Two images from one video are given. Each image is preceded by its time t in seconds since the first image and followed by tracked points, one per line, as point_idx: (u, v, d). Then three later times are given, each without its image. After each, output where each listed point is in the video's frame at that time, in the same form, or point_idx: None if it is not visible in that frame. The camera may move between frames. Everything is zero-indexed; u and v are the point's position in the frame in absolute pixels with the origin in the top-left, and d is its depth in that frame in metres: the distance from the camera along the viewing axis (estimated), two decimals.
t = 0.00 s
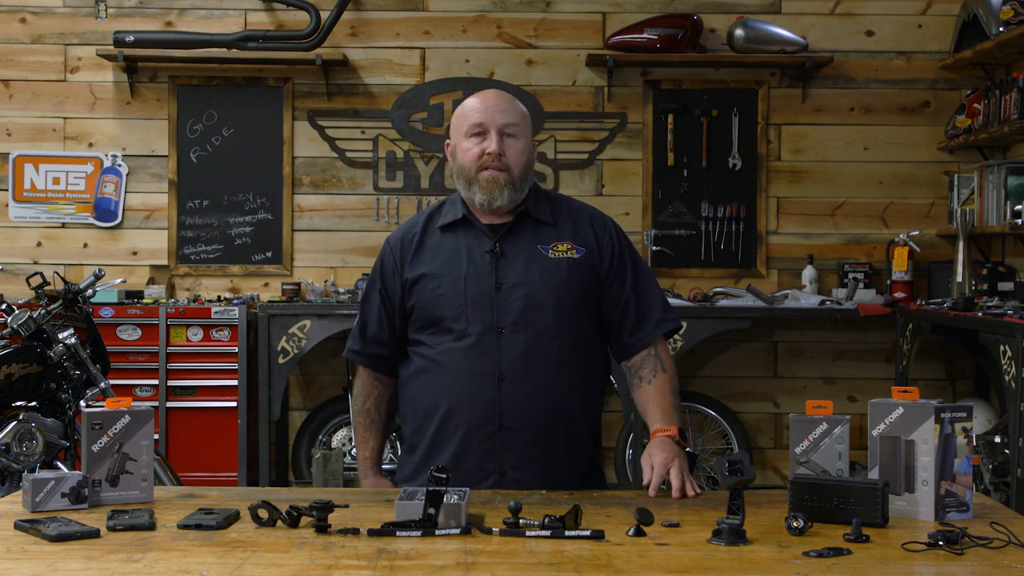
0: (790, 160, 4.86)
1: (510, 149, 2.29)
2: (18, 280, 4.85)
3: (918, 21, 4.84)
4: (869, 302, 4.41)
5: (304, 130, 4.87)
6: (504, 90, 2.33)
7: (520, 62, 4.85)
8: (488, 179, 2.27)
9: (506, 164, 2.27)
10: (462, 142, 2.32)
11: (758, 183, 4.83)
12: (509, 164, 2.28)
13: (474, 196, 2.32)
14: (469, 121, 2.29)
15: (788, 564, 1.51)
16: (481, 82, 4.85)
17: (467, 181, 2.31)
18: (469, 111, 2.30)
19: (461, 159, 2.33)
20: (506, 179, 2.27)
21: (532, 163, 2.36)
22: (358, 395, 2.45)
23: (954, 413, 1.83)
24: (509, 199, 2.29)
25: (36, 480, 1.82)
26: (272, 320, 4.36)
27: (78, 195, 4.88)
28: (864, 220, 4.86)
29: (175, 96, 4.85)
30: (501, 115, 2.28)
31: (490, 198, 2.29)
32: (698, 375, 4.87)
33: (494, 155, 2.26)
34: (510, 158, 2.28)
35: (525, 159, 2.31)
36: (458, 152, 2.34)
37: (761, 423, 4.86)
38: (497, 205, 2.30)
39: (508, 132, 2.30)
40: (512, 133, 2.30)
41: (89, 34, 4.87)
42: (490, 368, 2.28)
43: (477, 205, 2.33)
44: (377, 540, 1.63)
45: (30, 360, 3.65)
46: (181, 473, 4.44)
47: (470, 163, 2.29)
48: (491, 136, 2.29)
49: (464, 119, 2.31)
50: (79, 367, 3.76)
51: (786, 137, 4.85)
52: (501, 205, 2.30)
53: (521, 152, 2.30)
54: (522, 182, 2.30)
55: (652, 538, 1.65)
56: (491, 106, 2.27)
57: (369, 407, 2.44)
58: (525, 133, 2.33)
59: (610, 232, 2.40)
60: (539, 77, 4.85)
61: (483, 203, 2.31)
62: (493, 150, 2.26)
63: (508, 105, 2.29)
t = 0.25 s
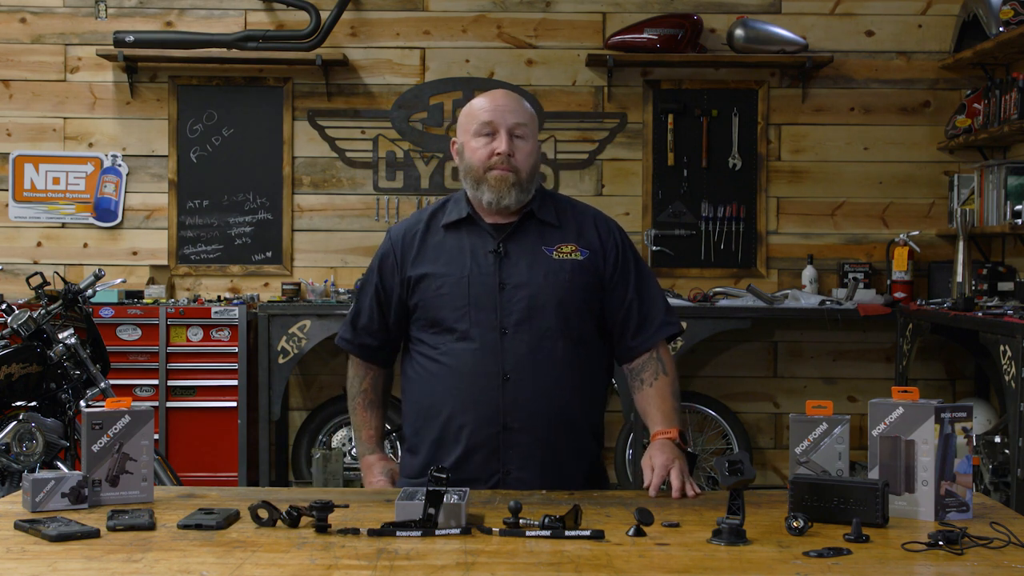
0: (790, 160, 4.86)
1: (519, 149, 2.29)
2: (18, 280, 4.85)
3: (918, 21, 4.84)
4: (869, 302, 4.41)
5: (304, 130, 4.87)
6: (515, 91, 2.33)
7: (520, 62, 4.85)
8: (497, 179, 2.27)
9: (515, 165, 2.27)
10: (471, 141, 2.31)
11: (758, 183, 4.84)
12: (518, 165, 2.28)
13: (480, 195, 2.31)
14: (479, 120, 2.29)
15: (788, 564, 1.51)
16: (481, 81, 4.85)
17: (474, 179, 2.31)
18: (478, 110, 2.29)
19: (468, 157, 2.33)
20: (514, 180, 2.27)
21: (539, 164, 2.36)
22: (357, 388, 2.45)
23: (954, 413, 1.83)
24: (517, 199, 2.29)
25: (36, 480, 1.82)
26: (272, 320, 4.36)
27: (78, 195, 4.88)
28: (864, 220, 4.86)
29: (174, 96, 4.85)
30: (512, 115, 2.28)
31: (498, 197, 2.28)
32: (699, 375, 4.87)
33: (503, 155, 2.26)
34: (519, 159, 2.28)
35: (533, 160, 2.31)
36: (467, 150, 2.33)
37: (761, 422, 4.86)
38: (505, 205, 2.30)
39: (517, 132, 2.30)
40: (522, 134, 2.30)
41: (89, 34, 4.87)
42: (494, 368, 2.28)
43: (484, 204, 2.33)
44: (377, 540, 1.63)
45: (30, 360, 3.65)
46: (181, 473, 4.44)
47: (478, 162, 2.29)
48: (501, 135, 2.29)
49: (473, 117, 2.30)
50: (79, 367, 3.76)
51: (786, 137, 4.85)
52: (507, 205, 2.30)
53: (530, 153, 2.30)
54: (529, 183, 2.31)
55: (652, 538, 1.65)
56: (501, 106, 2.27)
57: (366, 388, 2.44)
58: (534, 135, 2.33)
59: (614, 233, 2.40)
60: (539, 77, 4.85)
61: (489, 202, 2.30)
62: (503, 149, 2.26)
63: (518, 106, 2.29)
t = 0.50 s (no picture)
0: (790, 160, 4.86)
1: (512, 152, 2.29)
2: (18, 280, 4.85)
3: (918, 21, 4.84)
4: (869, 302, 4.41)
5: (304, 130, 4.87)
6: (507, 92, 2.32)
7: (520, 62, 4.85)
8: (492, 183, 2.28)
9: (509, 168, 2.27)
10: (466, 145, 2.32)
11: (758, 183, 4.84)
12: (512, 168, 2.28)
13: (476, 200, 2.32)
14: (472, 124, 2.30)
15: (788, 564, 1.51)
16: (481, 81, 4.85)
17: (470, 184, 2.32)
18: (471, 114, 2.30)
19: (463, 162, 2.34)
20: (508, 183, 2.27)
21: (536, 165, 2.36)
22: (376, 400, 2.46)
23: (954, 413, 1.83)
24: (512, 203, 2.30)
25: (36, 480, 1.82)
26: (272, 320, 4.36)
27: (78, 195, 4.88)
28: (864, 220, 4.86)
29: (175, 96, 4.85)
30: (504, 118, 2.28)
31: (492, 202, 2.29)
32: (698, 375, 4.87)
33: (495, 159, 2.26)
34: (513, 161, 2.28)
35: (527, 161, 2.31)
36: (462, 155, 2.34)
37: (761, 422, 4.86)
38: (500, 209, 2.31)
39: (510, 134, 2.30)
40: (515, 135, 2.30)
41: (89, 34, 4.87)
42: (498, 368, 2.28)
43: (480, 209, 2.34)
44: (377, 540, 1.63)
45: (30, 360, 3.65)
46: (181, 473, 4.44)
47: (472, 167, 2.30)
48: (493, 139, 2.29)
49: (467, 121, 2.31)
50: (80, 367, 3.76)
51: (786, 137, 4.85)
52: (503, 210, 2.31)
53: (523, 155, 2.30)
54: (525, 186, 2.31)
55: (652, 538, 1.65)
56: (493, 109, 2.27)
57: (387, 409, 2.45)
58: (528, 135, 2.33)
59: (617, 232, 2.40)
60: (539, 77, 4.85)
61: (485, 208, 2.32)
62: (495, 153, 2.27)
63: (510, 107, 2.29)
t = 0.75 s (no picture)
0: (790, 160, 4.86)
1: (521, 152, 2.29)
2: (18, 280, 4.85)
3: (918, 21, 4.84)
4: (869, 302, 4.41)
5: (304, 130, 4.87)
6: (519, 92, 2.32)
7: (520, 62, 4.85)
8: (497, 182, 2.27)
9: (516, 168, 2.27)
10: (474, 143, 2.32)
11: (758, 183, 4.84)
12: (519, 168, 2.27)
13: (482, 198, 2.32)
14: (482, 123, 2.29)
15: (788, 564, 1.51)
16: (481, 81, 4.85)
17: (477, 181, 2.32)
18: (482, 113, 2.29)
19: (471, 160, 2.33)
20: (514, 182, 2.27)
21: (544, 166, 2.35)
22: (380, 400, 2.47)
23: (954, 413, 1.83)
24: (516, 202, 2.29)
25: (36, 480, 1.82)
26: (272, 320, 4.36)
27: (78, 195, 4.88)
28: (864, 220, 4.86)
29: (175, 96, 4.85)
30: (514, 118, 2.28)
31: (498, 201, 2.29)
32: (699, 375, 4.87)
33: (504, 158, 2.26)
34: (521, 162, 2.28)
35: (535, 164, 2.30)
36: (470, 152, 2.34)
37: (761, 422, 4.87)
38: (505, 207, 2.30)
39: (520, 135, 2.30)
40: (525, 137, 2.30)
41: (89, 34, 4.87)
42: (499, 367, 2.28)
43: (486, 207, 2.34)
44: (377, 540, 1.63)
45: (30, 360, 3.65)
46: (181, 473, 4.44)
47: (480, 165, 2.30)
48: (503, 138, 2.29)
49: (478, 120, 2.31)
50: (80, 367, 3.76)
51: (786, 137, 4.85)
52: (508, 209, 2.30)
53: (532, 157, 2.30)
54: (532, 187, 2.30)
55: (652, 538, 1.65)
56: (505, 109, 2.27)
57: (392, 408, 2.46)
58: (538, 138, 2.33)
59: (621, 232, 2.40)
60: (539, 77, 4.85)
61: (490, 205, 2.31)
62: (504, 153, 2.26)
63: (522, 109, 2.29)
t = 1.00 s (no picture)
0: (789, 160, 4.86)
1: (525, 158, 2.28)
2: (18, 280, 4.85)
3: (918, 21, 4.84)
4: (869, 302, 4.41)
5: (304, 130, 4.87)
6: (527, 95, 2.31)
7: (520, 63, 4.85)
8: (500, 186, 2.27)
9: (519, 173, 2.26)
10: (480, 145, 2.32)
11: (758, 183, 4.84)
12: (523, 173, 2.27)
13: (485, 200, 2.33)
14: (489, 125, 2.28)
15: (788, 564, 1.51)
16: (481, 81, 4.85)
17: (481, 184, 2.32)
18: (489, 115, 2.28)
19: (476, 161, 2.33)
20: (517, 188, 2.27)
21: (549, 173, 2.35)
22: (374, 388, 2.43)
23: (954, 413, 1.83)
24: (518, 207, 2.30)
25: (36, 480, 1.82)
26: (272, 320, 4.36)
27: (78, 195, 4.88)
28: (864, 220, 4.86)
29: (175, 96, 4.85)
30: (521, 123, 2.27)
31: (499, 205, 2.30)
32: (699, 375, 4.87)
33: (508, 164, 2.25)
34: (525, 168, 2.27)
35: (540, 169, 2.30)
36: (476, 154, 2.33)
37: (761, 422, 4.87)
38: (506, 212, 2.31)
39: (526, 140, 2.29)
40: (531, 142, 2.29)
41: (89, 34, 4.87)
42: (494, 364, 2.28)
43: (487, 208, 2.35)
44: (377, 540, 1.63)
45: (30, 360, 3.65)
46: (181, 473, 4.44)
47: (484, 168, 2.29)
48: (508, 143, 2.28)
49: (484, 121, 2.29)
50: (80, 367, 3.76)
51: (786, 137, 4.85)
52: (509, 213, 2.31)
53: (536, 162, 2.29)
54: (534, 193, 2.30)
55: (652, 538, 1.65)
56: (511, 114, 2.26)
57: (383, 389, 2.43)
58: (544, 142, 2.31)
59: (622, 235, 2.40)
60: (539, 77, 4.85)
61: (492, 209, 2.32)
62: (508, 158, 2.25)
63: (529, 113, 2.27)
